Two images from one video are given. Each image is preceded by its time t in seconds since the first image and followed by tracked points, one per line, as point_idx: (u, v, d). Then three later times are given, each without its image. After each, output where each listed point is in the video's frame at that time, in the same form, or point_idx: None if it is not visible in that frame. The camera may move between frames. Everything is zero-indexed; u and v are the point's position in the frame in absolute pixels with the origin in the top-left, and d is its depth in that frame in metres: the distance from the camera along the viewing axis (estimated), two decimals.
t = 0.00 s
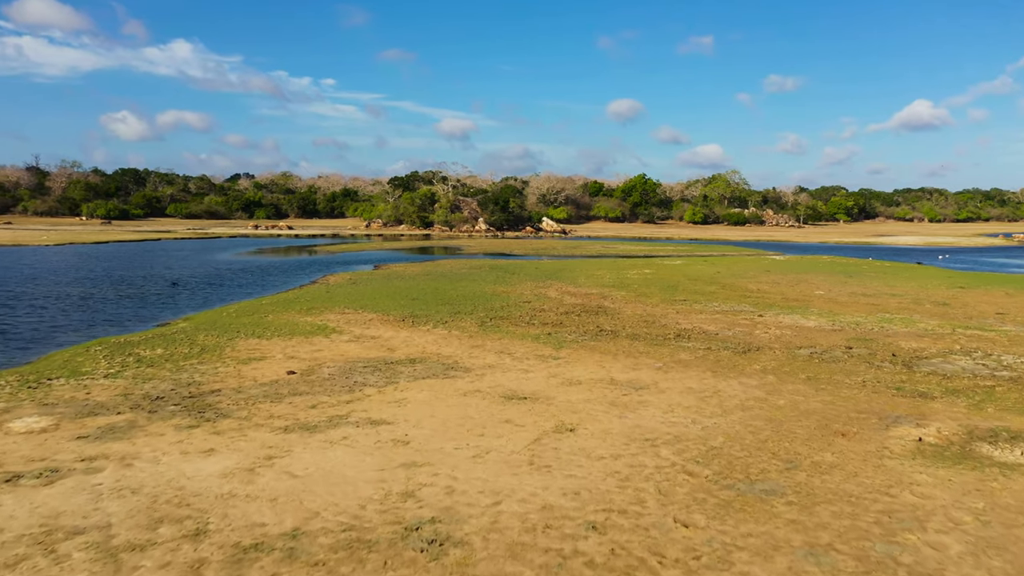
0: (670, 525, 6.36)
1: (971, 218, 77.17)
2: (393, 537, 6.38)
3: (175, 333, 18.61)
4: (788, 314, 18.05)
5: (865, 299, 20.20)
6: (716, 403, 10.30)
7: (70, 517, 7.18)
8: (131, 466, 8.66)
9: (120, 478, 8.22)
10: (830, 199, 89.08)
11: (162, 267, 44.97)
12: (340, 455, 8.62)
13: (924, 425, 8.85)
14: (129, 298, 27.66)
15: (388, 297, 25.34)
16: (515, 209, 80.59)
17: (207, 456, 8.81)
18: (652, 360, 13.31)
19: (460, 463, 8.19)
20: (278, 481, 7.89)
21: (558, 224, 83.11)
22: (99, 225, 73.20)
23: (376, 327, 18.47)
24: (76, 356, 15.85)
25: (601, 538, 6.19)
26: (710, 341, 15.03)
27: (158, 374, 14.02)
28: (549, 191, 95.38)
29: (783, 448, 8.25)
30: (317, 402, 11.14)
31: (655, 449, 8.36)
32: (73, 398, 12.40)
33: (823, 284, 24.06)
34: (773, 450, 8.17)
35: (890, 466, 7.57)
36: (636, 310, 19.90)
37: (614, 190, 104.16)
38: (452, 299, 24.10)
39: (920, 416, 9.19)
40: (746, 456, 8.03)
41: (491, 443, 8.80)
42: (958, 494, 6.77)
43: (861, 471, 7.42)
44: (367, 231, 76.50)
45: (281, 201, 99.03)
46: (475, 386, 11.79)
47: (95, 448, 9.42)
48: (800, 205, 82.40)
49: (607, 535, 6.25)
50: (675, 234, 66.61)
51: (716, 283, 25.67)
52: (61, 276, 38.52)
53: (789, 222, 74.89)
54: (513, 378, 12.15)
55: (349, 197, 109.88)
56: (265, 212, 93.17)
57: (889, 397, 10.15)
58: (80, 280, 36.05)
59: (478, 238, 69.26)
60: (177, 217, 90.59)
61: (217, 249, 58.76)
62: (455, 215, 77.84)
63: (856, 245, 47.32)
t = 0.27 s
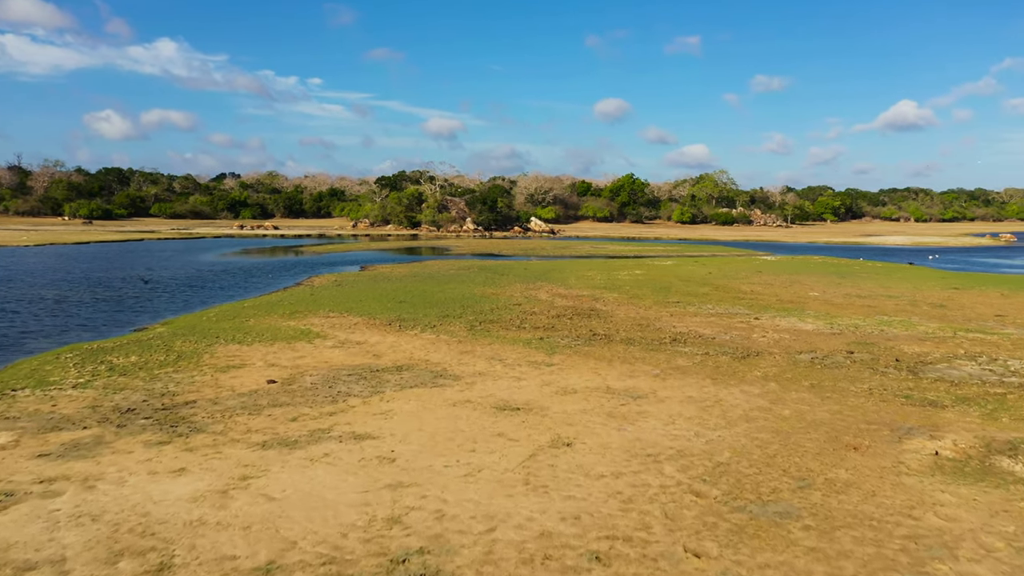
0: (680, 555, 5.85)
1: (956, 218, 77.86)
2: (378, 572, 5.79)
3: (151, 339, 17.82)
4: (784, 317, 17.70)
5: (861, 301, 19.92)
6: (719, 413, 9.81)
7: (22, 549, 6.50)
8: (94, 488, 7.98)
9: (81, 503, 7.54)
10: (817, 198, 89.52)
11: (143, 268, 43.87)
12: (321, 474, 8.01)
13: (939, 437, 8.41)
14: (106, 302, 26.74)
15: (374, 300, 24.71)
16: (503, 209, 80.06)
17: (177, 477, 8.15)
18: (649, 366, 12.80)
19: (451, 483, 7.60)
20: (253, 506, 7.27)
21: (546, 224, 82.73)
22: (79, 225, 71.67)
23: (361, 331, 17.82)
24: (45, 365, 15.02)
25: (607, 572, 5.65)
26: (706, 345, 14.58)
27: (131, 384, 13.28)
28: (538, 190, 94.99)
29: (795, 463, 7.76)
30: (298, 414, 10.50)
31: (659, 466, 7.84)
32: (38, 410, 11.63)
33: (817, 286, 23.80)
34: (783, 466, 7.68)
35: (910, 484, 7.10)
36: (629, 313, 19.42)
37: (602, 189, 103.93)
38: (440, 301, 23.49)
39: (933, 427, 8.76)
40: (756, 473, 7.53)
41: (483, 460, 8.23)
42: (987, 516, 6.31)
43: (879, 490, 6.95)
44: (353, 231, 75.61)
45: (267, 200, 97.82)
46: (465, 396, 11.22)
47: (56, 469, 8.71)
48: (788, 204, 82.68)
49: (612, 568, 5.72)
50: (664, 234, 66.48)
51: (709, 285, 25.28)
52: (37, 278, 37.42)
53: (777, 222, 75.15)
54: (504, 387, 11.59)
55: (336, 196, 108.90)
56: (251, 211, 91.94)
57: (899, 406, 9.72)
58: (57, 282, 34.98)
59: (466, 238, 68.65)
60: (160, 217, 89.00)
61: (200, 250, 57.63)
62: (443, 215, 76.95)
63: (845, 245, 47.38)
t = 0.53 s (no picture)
0: None
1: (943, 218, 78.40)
2: None
3: (129, 345, 17.13)
4: (781, 319, 17.37)
5: (858, 303, 19.66)
6: (722, 423, 9.39)
7: None
8: (57, 510, 7.39)
9: (41, 528, 6.95)
10: (806, 198, 89.82)
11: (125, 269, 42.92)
12: (303, 494, 7.49)
13: (954, 448, 8.04)
14: (85, 305, 25.96)
15: (363, 302, 24.15)
16: (493, 209, 79.49)
17: (148, 498, 7.59)
18: (647, 372, 12.37)
19: (442, 503, 7.11)
20: (229, 530, 6.73)
21: (537, 224, 82.33)
22: (61, 224, 70.29)
23: (349, 336, 17.26)
24: (15, 373, 14.31)
25: None
26: (704, 350, 14.19)
27: (106, 392, 12.65)
28: (528, 190, 94.58)
29: (806, 479, 7.35)
30: (280, 426, 9.96)
31: (663, 482, 7.39)
32: (4, 423, 10.96)
33: (811, 287, 23.56)
34: (795, 482, 7.26)
35: (930, 501, 6.70)
36: (623, 316, 19.01)
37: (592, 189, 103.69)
38: (430, 303, 22.98)
39: (947, 437, 8.39)
40: (766, 489, 7.11)
41: (477, 477, 7.75)
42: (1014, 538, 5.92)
43: (898, 509, 6.54)
44: (342, 232, 74.77)
45: (255, 200, 96.70)
46: (457, 405, 10.73)
47: (18, 488, 8.10)
48: (777, 204, 82.83)
49: None
50: (655, 233, 66.32)
51: (703, 286, 24.96)
52: (16, 279, 36.46)
53: (767, 221, 75.38)
54: (497, 396, 11.11)
55: (325, 196, 107.83)
56: (239, 211, 90.78)
57: (908, 414, 9.35)
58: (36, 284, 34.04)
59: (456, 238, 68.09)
60: (146, 217, 87.59)
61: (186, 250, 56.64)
62: (432, 215, 76.10)
63: (835, 245, 47.34)
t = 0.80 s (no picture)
0: None
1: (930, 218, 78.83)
2: None
3: (103, 352, 16.34)
4: (779, 322, 16.94)
5: (855, 305, 19.31)
6: (729, 436, 8.89)
7: None
8: (8, 541, 6.71)
9: None
10: (794, 198, 90.06)
11: (105, 271, 41.82)
12: (281, 521, 6.87)
13: (976, 464, 7.59)
14: (59, 308, 25.03)
15: (349, 305, 23.46)
16: (482, 208, 78.77)
17: (110, 526, 6.93)
18: (646, 380, 11.85)
19: (432, 530, 6.53)
20: (198, 564, 6.11)
21: (526, 224, 81.82)
22: (41, 224, 68.72)
23: (334, 341, 16.59)
24: None
25: None
26: (704, 355, 13.69)
27: (73, 403, 11.89)
28: (517, 189, 94.06)
29: (824, 499, 6.85)
30: (258, 442, 9.32)
31: (671, 504, 6.86)
32: None
33: (807, 289, 23.21)
34: (813, 503, 6.75)
35: (959, 524, 6.23)
36: (618, 319, 18.48)
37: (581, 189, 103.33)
38: (418, 306, 22.36)
39: (967, 451, 7.94)
40: (781, 512, 6.59)
41: (470, 499, 7.17)
42: None
43: (926, 534, 6.06)
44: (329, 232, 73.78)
45: (241, 200, 95.40)
46: (447, 417, 10.14)
47: None
48: (766, 204, 82.95)
49: None
50: (645, 233, 66.07)
51: (697, 287, 24.53)
52: None
53: (756, 221, 75.55)
54: (489, 407, 10.53)
55: (312, 196, 106.61)
56: (225, 211, 89.45)
57: (923, 425, 8.91)
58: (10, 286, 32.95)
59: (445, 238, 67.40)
60: (130, 217, 86.00)
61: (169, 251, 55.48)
62: (421, 215, 75.31)
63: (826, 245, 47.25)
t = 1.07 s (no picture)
0: None
1: (917, 217, 79.22)
2: None
3: (76, 359, 15.55)
4: (778, 325, 16.53)
5: (854, 307, 18.98)
6: (738, 449, 8.40)
7: None
8: None
9: None
10: (783, 198, 90.31)
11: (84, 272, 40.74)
12: (257, 552, 6.27)
13: (1002, 480, 7.15)
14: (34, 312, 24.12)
15: (336, 308, 22.80)
16: (471, 208, 78.13)
17: (68, 559, 6.29)
18: (646, 388, 11.35)
19: (423, 561, 5.96)
20: None
21: (516, 224, 81.32)
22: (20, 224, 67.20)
23: (320, 347, 15.93)
24: None
25: None
26: (704, 361, 13.21)
27: (40, 416, 11.15)
28: (506, 189, 93.54)
29: (846, 522, 6.37)
30: (236, 460, 8.69)
31: (682, 529, 6.35)
32: None
33: (804, 290, 22.85)
34: (835, 527, 6.27)
35: (995, 551, 5.77)
36: (613, 322, 17.98)
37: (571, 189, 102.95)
38: (407, 309, 21.74)
39: (990, 466, 7.51)
40: (803, 538, 6.10)
41: (465, 525, 6.60)
42: None
43: (960, 562, 5.60)
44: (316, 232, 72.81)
45: (227, 200, 94.09)
46: (438, 430, 9.56)
47: None
48: (755, 204, 83.04)
49: None
50: (635, 233, 65.81)
51: (692, 289, 24.10)
52: None
53: (745, 220, 75.60)
54: (483, 419, 9.97)
55: (299, 195, 105.42)
56: (211, 211, 88.14)
57: (940, 437, 8.48)
58: None
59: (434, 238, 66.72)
60: (116, 216, 84.53)
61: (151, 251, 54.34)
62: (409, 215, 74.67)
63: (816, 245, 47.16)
